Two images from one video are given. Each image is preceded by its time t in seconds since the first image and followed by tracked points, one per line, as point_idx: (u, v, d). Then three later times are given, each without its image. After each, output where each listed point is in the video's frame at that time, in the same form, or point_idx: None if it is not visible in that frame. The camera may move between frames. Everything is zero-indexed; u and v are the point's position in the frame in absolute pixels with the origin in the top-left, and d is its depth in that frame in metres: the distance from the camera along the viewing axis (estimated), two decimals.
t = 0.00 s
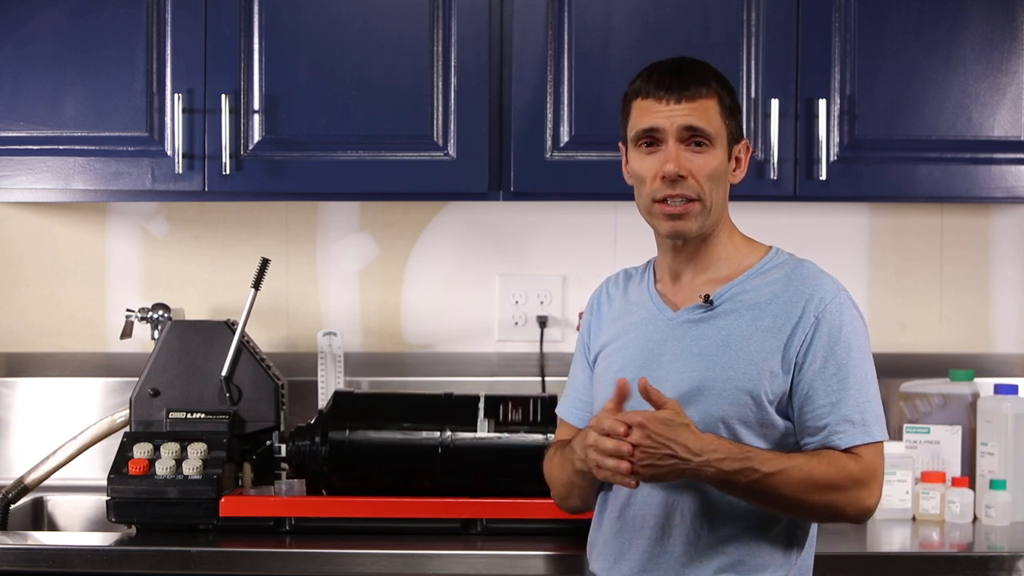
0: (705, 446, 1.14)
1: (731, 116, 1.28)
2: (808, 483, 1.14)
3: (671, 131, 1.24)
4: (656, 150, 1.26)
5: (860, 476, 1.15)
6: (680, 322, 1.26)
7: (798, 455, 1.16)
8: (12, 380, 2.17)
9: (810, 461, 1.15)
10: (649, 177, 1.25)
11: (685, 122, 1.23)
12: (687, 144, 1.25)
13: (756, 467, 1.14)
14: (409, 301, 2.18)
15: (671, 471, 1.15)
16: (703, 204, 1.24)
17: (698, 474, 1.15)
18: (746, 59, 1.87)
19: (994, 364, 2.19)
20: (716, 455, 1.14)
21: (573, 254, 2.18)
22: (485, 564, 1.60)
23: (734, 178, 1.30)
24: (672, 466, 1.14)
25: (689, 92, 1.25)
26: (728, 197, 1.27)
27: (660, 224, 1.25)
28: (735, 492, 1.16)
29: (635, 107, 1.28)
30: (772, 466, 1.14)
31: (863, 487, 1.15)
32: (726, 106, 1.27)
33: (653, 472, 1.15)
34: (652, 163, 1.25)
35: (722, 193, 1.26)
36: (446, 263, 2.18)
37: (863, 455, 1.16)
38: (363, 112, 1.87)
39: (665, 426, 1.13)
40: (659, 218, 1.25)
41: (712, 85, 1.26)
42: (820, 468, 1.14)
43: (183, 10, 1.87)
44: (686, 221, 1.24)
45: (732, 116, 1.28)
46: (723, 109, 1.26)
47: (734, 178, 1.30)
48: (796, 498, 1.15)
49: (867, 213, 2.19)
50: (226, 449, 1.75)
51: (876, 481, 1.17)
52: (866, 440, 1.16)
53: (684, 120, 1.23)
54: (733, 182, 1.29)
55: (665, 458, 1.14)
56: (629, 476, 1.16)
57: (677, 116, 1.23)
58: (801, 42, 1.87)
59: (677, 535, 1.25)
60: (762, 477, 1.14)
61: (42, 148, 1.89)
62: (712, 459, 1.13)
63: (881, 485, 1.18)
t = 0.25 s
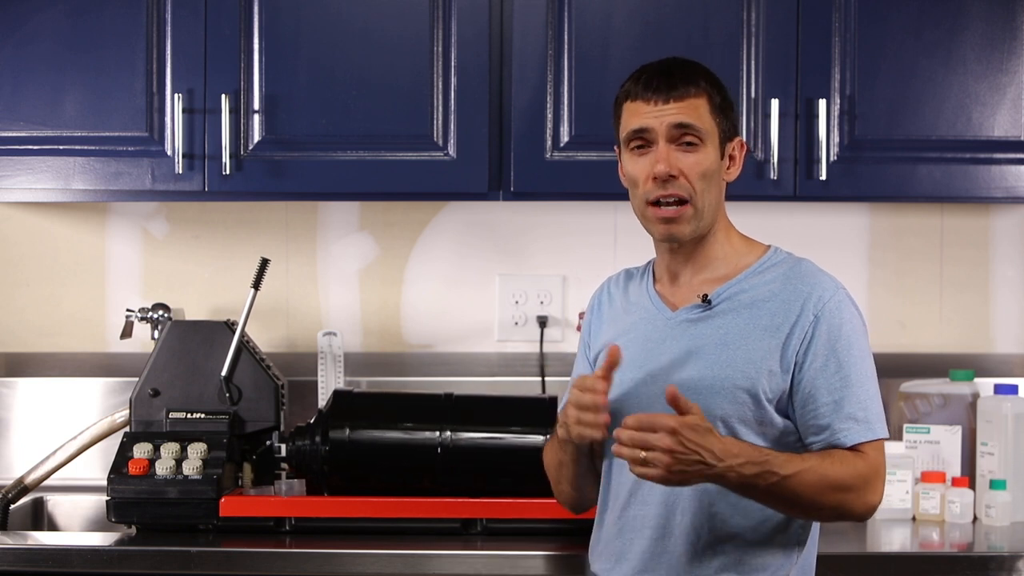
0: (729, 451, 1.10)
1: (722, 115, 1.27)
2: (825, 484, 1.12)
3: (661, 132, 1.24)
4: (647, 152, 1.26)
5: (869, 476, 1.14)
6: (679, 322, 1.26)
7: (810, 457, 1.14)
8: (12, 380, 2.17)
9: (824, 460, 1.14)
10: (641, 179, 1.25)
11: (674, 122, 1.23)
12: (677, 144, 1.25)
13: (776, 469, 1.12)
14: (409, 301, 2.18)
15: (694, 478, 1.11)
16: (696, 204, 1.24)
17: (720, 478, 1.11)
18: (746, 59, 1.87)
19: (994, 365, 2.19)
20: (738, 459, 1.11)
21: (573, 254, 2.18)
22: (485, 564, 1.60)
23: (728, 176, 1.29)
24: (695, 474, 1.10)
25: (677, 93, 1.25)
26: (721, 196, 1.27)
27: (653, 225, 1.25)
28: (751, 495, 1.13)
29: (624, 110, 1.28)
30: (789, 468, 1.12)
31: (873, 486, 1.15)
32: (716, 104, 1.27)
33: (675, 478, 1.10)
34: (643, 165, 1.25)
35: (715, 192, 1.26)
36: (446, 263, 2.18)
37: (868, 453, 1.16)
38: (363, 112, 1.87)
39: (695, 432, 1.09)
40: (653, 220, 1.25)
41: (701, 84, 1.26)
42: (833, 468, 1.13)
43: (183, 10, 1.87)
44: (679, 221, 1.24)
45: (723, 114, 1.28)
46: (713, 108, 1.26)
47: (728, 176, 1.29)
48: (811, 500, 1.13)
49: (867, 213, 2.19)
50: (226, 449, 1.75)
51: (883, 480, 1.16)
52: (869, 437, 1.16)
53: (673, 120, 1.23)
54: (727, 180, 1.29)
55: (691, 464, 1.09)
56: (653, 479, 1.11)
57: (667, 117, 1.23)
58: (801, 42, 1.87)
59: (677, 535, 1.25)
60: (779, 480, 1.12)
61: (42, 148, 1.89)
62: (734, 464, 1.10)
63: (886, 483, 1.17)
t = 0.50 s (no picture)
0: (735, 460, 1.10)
1: (724, 114, 1.27)
2: (827, 488, 1.12)
3: (663, 131, 1.24)
4: (649, 151, 1.26)
5: (870, 479, 1.15)
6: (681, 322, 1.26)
7: (811, 461, 1.14)
8: (12, 380, 2.17)
9: (825, 464, 1.14)
10: (642, 178, 1.25)
11: (677, 122, 1.23)
12: (679, 144, 1.25)
13: (779, 476, 1.12)
14: (409, 301, 2.18)
15: (703, 489, 1.10)
16: (698, 203, 1.24)
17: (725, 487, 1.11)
18: (746, 59, 1.87)
19: (994, 365, 2.19)
20: (743, 468, 1.11)
21: (573, 254, 2.18)
22: (485, 564, 1.60)
23: (730, 175, 1.29)
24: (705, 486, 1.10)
25: (679, 92, 1.25)
26: (723, 195, 1.27)
27: (655, 225, 1.25)
28: (754, 502, 1.13)
29: (626, 110, 1.28)
30: (792, 475, 1.12)
31: (873, 488, 1.15)
32: (718, 103, 1.27)
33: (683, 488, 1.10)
34: (645, 165, 1.25)
35: (718, 191, 1.26)
36: (445, 263, 2.18)
37: (867, 455, 1.16)
38: (363, 112, 1.87)
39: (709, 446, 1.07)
40: (654, 219, 1.25)
41: (703, 84, 1.26)
42: (834, 472, 1.13)
43: (184, 10, 1.87)
44: (681, 221, 1.24)
45: (725, 114, 1.28)
46: (715, 108, 1.26)
47: (729, 176, 1.29)
48: (814, 505, 1.13)
49: (867, 213, 2.19)
50: (226, 449, 1.75)
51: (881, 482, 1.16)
52: (870, 438, 1.16)
53: (676, 120, 1.23)
54: (729, 179, 1.29)
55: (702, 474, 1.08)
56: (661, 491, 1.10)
57: (669, 116, 1.23)
58: (801, 42, 1.87)
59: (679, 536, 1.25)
60: (782, 487, 1.12)
61: (42, 148, 1.89)
62: (740, 475, 1.10)
63: (883, 485, 1.17)
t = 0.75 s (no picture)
0: (724, 453, 1.11)
1: (735, 115, 1.27)
2: (826, 488, 1.12)
3: (673, 130, 1.24)
4: (659, 150, 1.26)
5: (872, 480, 1.14)
6: (686, 323, 1.26)
7: (812, 460, 1.14)
8: (12, 380, 2.17)
9: (825, 464, 1.14)
10: (652, 177, 1.25)
11: (688, 121, 1.23)
12: (690, 143, 1.25)
13: (775, 471, 1.12)
14: (409, 301, 2.18)
15: (694, 480, 1.12)
16: (707, 204, 1.24)
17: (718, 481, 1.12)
18: (746, 59, 1.87)
19: (994, 365, 2.19)
20: (734, 461, 1.11)
21: (573, 254, 2.18)
22: (485, 564, 1.60)
23: (739, 177, 1.29)
24: (694, 477, 1.11)
25: (691, 92, 1.25)
26: (732, 197, 1.27)
27: (664, 224, 1.25)
28: (752, 500, 1.14)
29: (637, 108, 1.28)
30: (789, 472, 1.12)
31: (874, 488, 1.14)
32: (730, 104, 1.27)
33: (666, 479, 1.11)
34: (655, 164, 1.25)
35: (726, 192, 1.26)
36: (445, 263, 2.18)
37: (871, 457, 1.16)
38: (362, 112, 1.87)
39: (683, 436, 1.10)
40: (663, 218, 1.25)
41: (714, 84, 1.26)
42: (836, 472, 1.13)
43: (183, 10, 1.87)
44: (689, 220, 1.24)
45: (735, 115, 1.28)
46: (726, 108, 1.26)
47: (739, 177, 1.29)
48: (814, 504, 1.13)
49: (867, 213, 2.19)
50: (226, 449, 1.75)
51: (884, 483, 1.16)
52: (874, 441, 1.16)
53: (687, 119, 1.24)
54: (737, 180, 1.29)
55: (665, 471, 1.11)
56: (647, 479, 1.12)
57: (681, 116, 1.24)
58: (801, 42, 1.87)
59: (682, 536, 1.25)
60: (779, 483, 1.12)
61: (42, 148, 1.89)
62: (731, 467, 1.11)
63: (887, 488, 1.16)
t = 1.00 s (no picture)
0: (739, 446, 1.09)
1: (721, 113, 1.27)
2: (837, 482, 1.11)
3: (660, 135, 1.24)
4: (649, 156, 1.26)
5: (878, 475, 1.14)
6: (686, 322, 1.26)
7: (820, 455, 1.13)
8: (12, 380, 2.17)
9: (834, 459, 1.13)
10: (644, 184, 1.25)
11: (674, 125, 1.23)
12: (678, 146, 1.24)
13: (787, 465, 1.11)
14: (409, 301, 2.18)
15: (708, 473, 1.10)
16: (701, 205, 1.24)
17: (732, 472, 1.10)
18: (746, 59, 1.87)
19: (994, 365, 2.19)
20: (749, 454, 1.10)
21: (572, 254, 2.18)
22: (485, 564, 1.60)
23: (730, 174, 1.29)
24: (710, 469, 1.10)
25: (674, 95, 1.24)
26: (725, 195, 1.27)
27: (659, 229, 1.25)
28: (763, 493, 1.12)
29: (624, 115, 1.28)
30: (801, 466, 1.11)
31: (879, 483, 1.14)
32: (714, 102, 1.26)
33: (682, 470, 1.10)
34: (645, 170, 1.25)
35: (719, 192, 1.25)
36: (445, 263, 2.18)
37: (875, 453, 1.15)
38: (362, 112, 1.87)
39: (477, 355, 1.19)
40: (658, 223, 1.25)
41: (697, 85, 1.25)
42: (843, 466, 1.12)
43: (184, 10, 1.87)
44: (684, 223, 1.24)
45: (721, 112, 1.27)
46: (711, 107, 1.26)
47: (730, 175, 1.29)
48: (823, 499, 1.12)
49: (867, 213, 2.19)
50: (226, 449, 1.75)
51: (889, 479, 1.15)
52: (877, 437, 1.15)
53: (673, 123, 1.23)
54: (729, 178, 1.28)
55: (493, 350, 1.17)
56: (662, 471, 1.10)
57: (666, 120, 1.23)
58: (801, 41, 1.87)
59: (684, 536, 1.25)
60: (791, 476, 1.11)
61: (42, 148, 1.90)
62: (746, 460, 1.09)
63: (892, 486, 1.16)
